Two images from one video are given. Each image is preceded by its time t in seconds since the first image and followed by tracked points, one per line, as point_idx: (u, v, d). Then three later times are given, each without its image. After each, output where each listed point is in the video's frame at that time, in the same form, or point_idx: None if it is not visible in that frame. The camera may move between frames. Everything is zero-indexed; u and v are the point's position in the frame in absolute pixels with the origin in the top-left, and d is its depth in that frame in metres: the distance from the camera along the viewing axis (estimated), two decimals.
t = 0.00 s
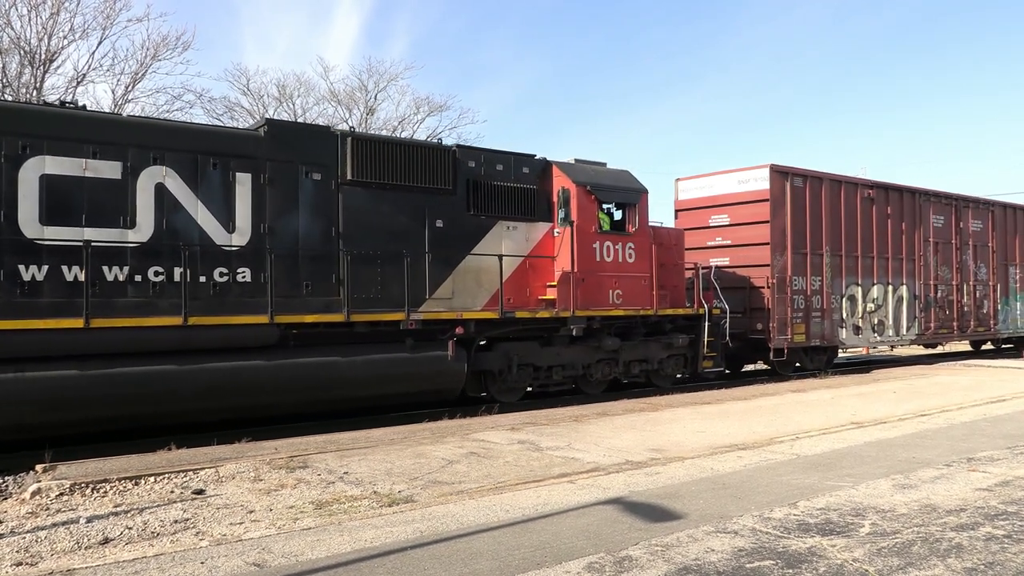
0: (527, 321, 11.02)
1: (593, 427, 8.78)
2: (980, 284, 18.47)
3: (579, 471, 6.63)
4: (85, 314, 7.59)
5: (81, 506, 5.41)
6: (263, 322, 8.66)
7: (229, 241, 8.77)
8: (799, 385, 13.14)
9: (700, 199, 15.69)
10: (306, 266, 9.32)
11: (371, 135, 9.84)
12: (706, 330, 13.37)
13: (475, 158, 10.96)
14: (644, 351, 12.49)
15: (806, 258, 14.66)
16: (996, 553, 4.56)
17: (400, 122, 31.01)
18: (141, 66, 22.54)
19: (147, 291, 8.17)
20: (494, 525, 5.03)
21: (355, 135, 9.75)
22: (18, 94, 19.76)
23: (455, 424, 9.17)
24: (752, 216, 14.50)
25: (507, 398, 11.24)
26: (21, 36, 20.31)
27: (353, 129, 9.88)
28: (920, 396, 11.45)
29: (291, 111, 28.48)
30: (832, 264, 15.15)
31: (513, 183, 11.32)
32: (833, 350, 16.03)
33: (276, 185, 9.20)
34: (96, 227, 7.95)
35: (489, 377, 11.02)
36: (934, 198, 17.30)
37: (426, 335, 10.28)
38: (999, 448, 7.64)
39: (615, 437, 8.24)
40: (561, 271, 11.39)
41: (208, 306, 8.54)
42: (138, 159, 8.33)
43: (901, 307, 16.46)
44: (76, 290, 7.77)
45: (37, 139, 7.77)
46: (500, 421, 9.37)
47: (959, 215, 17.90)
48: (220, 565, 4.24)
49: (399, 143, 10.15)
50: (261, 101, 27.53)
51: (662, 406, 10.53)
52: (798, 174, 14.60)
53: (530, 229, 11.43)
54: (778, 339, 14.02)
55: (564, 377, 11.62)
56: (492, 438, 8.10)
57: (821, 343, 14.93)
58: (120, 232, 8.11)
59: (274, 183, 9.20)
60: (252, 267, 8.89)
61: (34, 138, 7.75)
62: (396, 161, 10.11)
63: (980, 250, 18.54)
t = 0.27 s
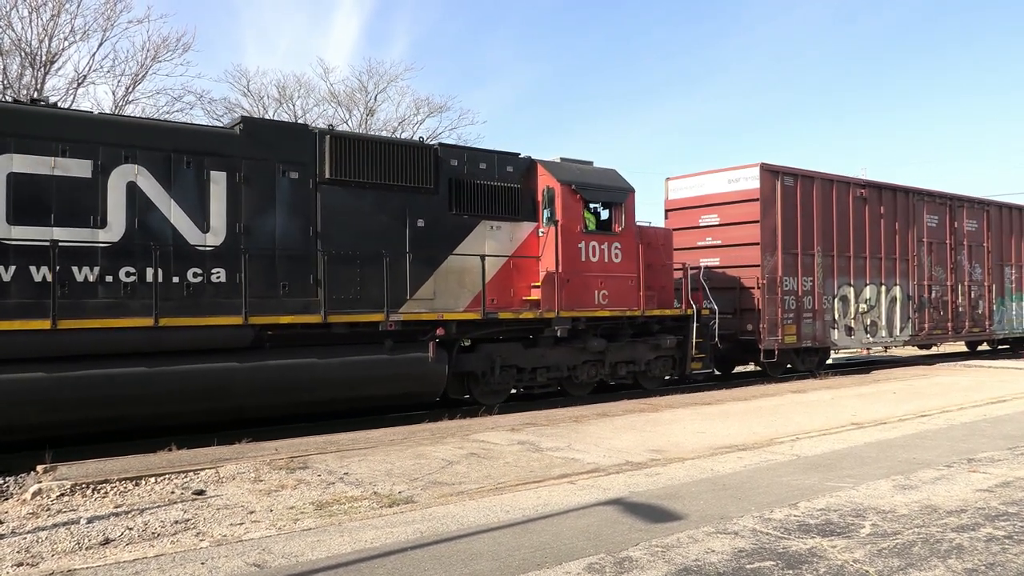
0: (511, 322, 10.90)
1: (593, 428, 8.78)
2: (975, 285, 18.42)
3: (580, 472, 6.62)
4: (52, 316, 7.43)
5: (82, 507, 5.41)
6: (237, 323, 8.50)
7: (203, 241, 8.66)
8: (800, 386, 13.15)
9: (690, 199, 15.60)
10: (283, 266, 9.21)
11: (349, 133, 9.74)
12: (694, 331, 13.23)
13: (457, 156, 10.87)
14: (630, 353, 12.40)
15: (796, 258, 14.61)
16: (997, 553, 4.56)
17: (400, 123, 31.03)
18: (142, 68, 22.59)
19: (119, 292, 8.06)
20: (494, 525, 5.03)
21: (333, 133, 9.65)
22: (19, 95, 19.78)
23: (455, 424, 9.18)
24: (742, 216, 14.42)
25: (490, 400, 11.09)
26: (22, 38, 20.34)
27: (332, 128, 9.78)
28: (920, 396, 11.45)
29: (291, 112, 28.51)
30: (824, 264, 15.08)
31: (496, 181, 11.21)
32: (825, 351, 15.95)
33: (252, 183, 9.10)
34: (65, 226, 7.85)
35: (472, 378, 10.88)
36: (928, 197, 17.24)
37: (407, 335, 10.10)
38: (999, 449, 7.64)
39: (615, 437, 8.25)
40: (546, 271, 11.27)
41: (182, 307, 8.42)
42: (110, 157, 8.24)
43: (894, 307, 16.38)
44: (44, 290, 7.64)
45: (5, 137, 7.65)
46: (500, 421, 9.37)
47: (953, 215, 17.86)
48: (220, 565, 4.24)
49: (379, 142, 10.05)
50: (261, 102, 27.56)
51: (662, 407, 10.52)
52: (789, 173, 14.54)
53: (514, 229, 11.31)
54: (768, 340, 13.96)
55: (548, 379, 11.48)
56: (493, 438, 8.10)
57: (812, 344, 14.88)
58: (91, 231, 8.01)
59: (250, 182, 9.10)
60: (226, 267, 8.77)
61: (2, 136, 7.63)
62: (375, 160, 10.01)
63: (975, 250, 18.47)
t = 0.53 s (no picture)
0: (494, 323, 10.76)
1: (593, 429, 8.79)
2: (969, 286, 18.31)
3: (580, 473, 6.62)
4: (17, 316, 7.28)
5: (82, 507, 5.40)
6: (208, 325, 8.33)
7: (175, 241, 8.55)
8: (800, 387, 13.16)
9: (680, 199, 15.56)
10: (258, 266, 9.08)
11: (328, 131, 9.58)
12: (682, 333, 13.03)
13: (439, 155, 10.72)
14: (617, 355, 12.20)
15: (787, 259, 14.47)
16: (997, 555, 4.56)
17: (400, 123, 31.05)
18: (142, 69, 22.62)
19: (88, 293, 7.96)
20: (494, 526, 5.03)
21: (311, 131, 9.49)
22: (18, 96, 19.78)
23: (455, 425, 9.18)
24: (730, 216, 14.37)
25: (473, 403, 10.88)
26: (22, 39, 20.34)
27: (310, 125, 9.62)
28: (920, 397, 11.46)
29: (291, 112, 28.53)
30: (815, 265, 14.95)
31: (479, 181, 11.07)
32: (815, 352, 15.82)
33: (226, 182, 8.96)
34: (33, 226, 7.73)
35: (453, 381, 10.68)
36: (921, 198, 17.12)
37: (386, 337, 9.94)
38: (999, 450, 7.64)
39: (616, 438, 8.26)
40: (529, 272, 11.13)
41: (153, 308, 8.31)
42: (79, 155, 8.11)
43: (886, 308, 16.23)
44: (10, 291, 7.51)
45: None
46: (500, 422, 9.37)
47: (947, 215, 17.75)
48: (220, 566, 4.24)
49: (358, 139, 9.90)
50: (261, 103, 27.58)
51: (662, 408, 10.49)
52: (779, 173, 14.42)
53: (498, 229, 11.19)
54: (758, 342, 13.84)
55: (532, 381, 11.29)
56: (492, 439, 8.09)
57: (802, 346, 14.75)
58: (58, 231, 7.89)
59: (224, 180, 8.97)
60: (199, 267, 8.65)
61: None
62: (354, 158, 9.86)
63: (969, 251, 18.36)
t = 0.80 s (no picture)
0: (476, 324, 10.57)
1: (594, 429, 8.78)
2: (964, 286, 18.09)
3: (581, 473, 6.62)
4: None
5: (83, 508, 5.41)
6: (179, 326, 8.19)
7: (147, 240, 8.40)
8: (800, 387, 13.15)
9: (669, 198, 15.27)
10: (232, 267, 8.91)
11: (305, 129, 9.40)
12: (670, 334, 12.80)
13: (419, 153, 10.52)
14: (604, 356, 11.93)
15: (779, 259, 14.19)
16: (998, 555, 4.55)
17: (400, 124, 31.05)
18: (143, 69, 22.64)
19: (56, 293, 7.80)
20: (495, 527, 5.03)
21: (287, 129, 9.30)
22: (19, 97, 19.79)
23: (456, 425, 9.17)
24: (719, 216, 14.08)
25: (455, 405, 10.68)
26: (23, 40, 20.37)
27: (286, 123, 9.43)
28: (921, 398, 11.45)
29: (292, 113, 28.53)
30: (807, 265, 14.70)
31: (460, 180, 10.85)
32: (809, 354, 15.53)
33: (200, 180, 8.79)
34: None
35: (435, 383, 10.49)
36: (915, 197, 16.91)
37: (363, 338, 9.78)
38: (1000, 450, 7.63)
39: (616, 438, 8.25)
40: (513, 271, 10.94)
41: (124, 309, 8.17)
42: (46, 153, 7.96)
43: (879, 309, 15.95)
44: None
45: None
46: (500, 422, 9.36)
47: (941, 215, 17.54)
48: (221, 566, 4.25)
49: (335, 137, 9.72)
50: (262, 103, 27.61)
51: (663, 409, 10.47)
52: (771, 171, 14.14)
53: (480, 229, 10.98)
54: (748, 343, 13.61)
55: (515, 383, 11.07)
56: (492, 440, 8.08)
57: (794, 347, 14.47)
58: (24, 230, 7.72)
59: (198, 178, 8.80)
60: (171, 267, 8.50)
61: None
62: (332, 156, 9.66)
63: (964, 251, 18.15)
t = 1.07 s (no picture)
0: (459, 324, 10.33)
1: (594, 430, 8.78)
2: (959, 286, 17.90)
3: (581, 473, 6.62)
4: None
5: (85, 509, 5.42)
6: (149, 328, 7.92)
7: (116, 240, 8.15)
8: (801, 387, 13.13)
9: (658, 197, 15.08)
10: (205, 267, 8.64)
11: (280, 125, 9.13)
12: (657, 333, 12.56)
13: (400, 151, 10.23)
14: (589, 357, 11.69)
15: (769, 258, 14.04)
16: (1000, 554, 4.56)
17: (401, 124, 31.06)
18: (143, 70, 22.65)
19: (22, 295, 7.59)
20: (496, 527, 5.04)
21: (262, 126, 9.05)
22: (19, 98, 19.80)
23: (457, 426, 9.17)
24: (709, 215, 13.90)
25: (437, 407, 10.43)
26: (24, 41, 20.38)
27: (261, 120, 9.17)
28: (922, 397, 11.45)
29: (293, 114, 28.54)
30: (797, 264, 14.50)
31: (442, 178, 10.58)
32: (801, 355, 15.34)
33: (171, 179, 8.54)
34: None
35: (415, 385, 10.23)
36: (908, 196, 16.71)
37: (339, 340, 9.48)
38: (1001, 450, 7.63)
39: (617, 439, 8.25)
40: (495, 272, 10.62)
41: (93, 310, 7.94)
42: (11, 150, 7.72)
43: (872, 309, 15.77)
44: None
45: None
46: (501, 423, 9.35)
47: (936, 213, 17.33)
48: (222, 567, 4.25)
49: (312, 135, 9.44)
50: (263, 104, 27.63)
51: (664, 409, 10.44)
52: (761, 170, 13.96)
53: (463, 228, 10.69)
54: (737, 344, 13.41)
55: (498, 385, 10.81)
56: (493, 440, 8.07)
57: (785, 347, 14.27)
58: None
59: (169, 177, 8.55)
60: (141, 268, 8.26)
61: None
62: (309, 154, 9.39)
63: (958, 250, 17.97)
